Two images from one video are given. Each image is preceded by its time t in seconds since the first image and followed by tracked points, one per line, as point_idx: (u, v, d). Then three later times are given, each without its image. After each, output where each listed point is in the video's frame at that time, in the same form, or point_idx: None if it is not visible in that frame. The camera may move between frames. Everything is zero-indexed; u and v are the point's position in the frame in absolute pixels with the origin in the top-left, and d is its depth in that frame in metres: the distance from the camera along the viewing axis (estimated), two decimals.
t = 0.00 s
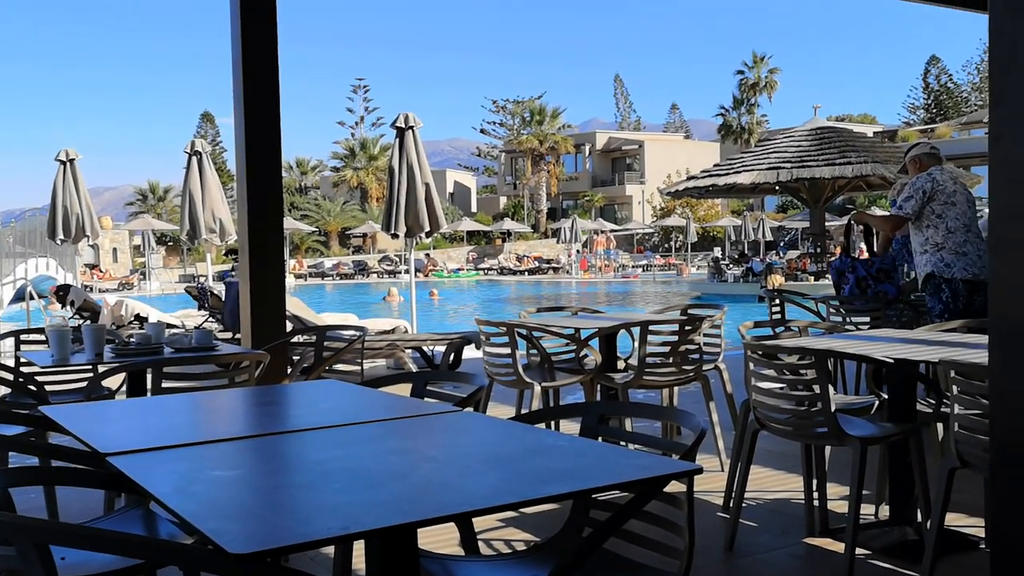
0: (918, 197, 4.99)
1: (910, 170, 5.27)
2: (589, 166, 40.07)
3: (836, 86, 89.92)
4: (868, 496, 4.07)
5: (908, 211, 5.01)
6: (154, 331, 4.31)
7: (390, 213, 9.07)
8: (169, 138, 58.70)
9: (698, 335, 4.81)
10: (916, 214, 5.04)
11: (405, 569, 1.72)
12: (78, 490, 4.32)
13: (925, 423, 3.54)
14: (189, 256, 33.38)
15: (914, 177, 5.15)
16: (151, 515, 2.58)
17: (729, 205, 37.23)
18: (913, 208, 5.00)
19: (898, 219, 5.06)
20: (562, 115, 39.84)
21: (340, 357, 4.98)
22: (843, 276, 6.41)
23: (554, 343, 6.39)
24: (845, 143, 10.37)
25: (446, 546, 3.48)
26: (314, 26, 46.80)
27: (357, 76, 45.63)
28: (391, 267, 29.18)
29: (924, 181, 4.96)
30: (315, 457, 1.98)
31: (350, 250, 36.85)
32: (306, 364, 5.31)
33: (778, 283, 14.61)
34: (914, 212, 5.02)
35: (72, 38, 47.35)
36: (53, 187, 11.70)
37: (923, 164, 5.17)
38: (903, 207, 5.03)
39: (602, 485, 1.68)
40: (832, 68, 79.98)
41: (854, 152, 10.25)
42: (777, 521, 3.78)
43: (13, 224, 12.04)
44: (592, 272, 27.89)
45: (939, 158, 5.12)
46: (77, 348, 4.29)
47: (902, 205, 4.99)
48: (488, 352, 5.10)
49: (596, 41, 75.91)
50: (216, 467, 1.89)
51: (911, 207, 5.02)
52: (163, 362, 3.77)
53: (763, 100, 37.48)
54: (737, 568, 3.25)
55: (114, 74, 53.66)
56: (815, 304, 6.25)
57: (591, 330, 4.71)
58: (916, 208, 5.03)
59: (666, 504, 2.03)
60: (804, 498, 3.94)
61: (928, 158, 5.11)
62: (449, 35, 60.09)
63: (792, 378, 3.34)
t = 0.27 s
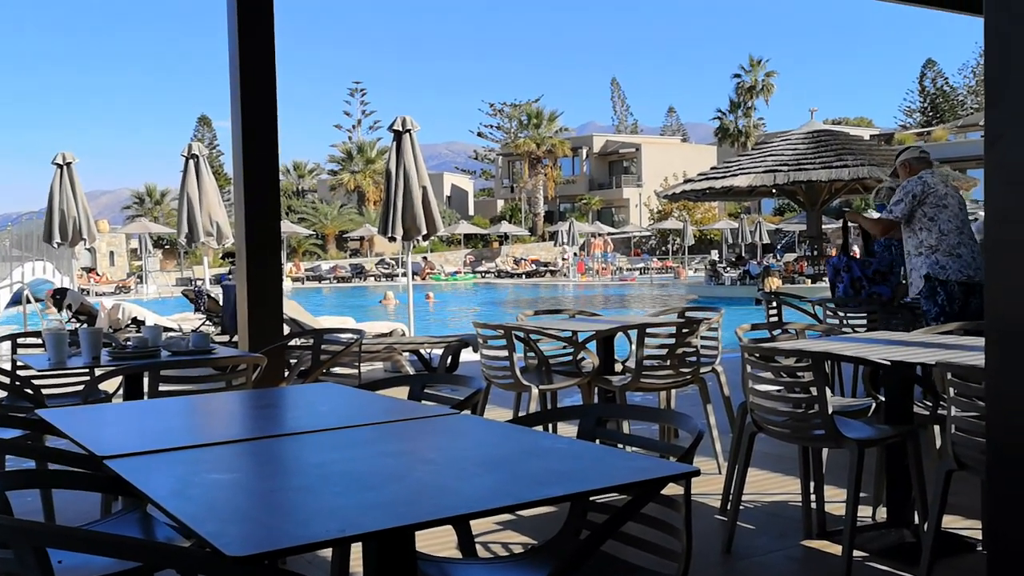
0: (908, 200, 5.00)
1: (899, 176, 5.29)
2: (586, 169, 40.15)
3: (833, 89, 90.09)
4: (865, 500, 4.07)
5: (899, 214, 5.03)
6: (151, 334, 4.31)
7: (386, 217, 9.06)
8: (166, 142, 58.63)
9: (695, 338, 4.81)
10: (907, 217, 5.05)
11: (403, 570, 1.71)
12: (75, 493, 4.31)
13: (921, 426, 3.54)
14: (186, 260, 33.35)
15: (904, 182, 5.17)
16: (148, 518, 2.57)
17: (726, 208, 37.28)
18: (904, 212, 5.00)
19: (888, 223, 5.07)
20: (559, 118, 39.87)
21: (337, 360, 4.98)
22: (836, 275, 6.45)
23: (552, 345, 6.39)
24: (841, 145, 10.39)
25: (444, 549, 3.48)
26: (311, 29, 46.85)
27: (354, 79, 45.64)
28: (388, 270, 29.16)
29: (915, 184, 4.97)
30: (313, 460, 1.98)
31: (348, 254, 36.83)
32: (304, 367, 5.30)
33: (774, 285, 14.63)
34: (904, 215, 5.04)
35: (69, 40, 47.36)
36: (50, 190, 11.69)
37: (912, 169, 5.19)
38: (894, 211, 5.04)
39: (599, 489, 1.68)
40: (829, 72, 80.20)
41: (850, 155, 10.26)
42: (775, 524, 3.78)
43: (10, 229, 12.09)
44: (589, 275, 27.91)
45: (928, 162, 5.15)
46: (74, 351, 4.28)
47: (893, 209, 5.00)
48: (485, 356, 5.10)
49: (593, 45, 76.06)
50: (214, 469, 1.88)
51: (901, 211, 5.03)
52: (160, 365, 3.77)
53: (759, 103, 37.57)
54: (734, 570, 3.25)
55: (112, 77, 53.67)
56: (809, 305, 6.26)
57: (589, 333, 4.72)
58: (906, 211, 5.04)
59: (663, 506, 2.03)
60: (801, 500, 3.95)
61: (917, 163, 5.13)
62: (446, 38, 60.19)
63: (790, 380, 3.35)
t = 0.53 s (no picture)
0: (899, 204, 5.01)
1: (890, 180, 5.30)
2: (582, 172, 40.19)
3: (828, 92, 90.37)
4: (860, 502, 4.08)
5: (892, 218, 5.03)
6: (147, 337, 4.31)
7: (382, 219, 9.04)
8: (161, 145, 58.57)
9: (691, 340, 4.82)
10: (898, 221, 5.06)
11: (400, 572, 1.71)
12: (70, 497, 4.30)
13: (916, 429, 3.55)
14: (182, 263, 33.30)
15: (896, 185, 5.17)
16: (144, 522, 2.57)
17: (722, 211, 37.33)
18: (895, 216, 5.01)
19: (881, 227, 5.08)
20: (555, 121, 39.91)
21: (334, 363, 4.98)
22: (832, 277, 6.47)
23: (548, 348, 6.39)
24: (836, 148, 10.39)
25: (440, 551, 3.48)
26: (307, 33, 46.88)
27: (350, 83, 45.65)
28: (384, 273, 29.15)
29: (906, 188, 4.97)
30: (310, 462, 1.98)
31: (344, 257, 36.82)
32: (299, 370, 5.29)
33: (770, 287, 14.68)
34: (896, 219, 5.04)
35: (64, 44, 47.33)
36: (45, 193, 11.68)
37: (904, 172, 5.20)
38: (885, 215, 5.05)
39: (595, 490, 1.68)
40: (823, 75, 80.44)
41: (846, 157, 10.27)
42: (771, 526, 3.79)
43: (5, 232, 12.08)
44: (585, 278, 27.93)
45: (920, 166, 5.15)
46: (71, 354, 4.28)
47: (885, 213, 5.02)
48: (481, 359, 5.10)
49: (590, 48, 76.18)
50: (210, 472, 1.88)
51: (892, 215, 5.04)
52: (156, 368, 3.76)
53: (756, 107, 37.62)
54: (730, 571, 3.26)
55: (107, 80, 53.63)
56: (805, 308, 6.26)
57: (585, 336, 4.72)
58: (898, 215, 5.05)
59: (659, 508, 2.03)
60: (797, 502, 3.95)
61: (909, 166, 5.14)
62: (442, 41, 60.27)
63: (786, 383, 3.37)
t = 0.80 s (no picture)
0: (892, 204, 5.02)
1: (883, 181, 5.31)
2: (578, 172, 40.18)
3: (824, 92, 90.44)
4: (857, 502, 4.08)
5: (885, 219, 5.04)
6: (143, 337, 4.29)
7: (379, 220, 9.04)
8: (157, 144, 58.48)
9: (688, 340, 4.82)
10: (892, 221, 5.07)
11: (396, 572, 1.72)
12: (66, 497, 4.29)
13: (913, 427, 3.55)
14: (178, 262, 33.27)
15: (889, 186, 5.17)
16: (140, 521, 2.56)
17: (718, 211, 37.34)
18: (888, 216, 5.03)
19: (876, 227, 5.10)
20: (552, 121, 39.89)
21: (330, 363, 4.98)
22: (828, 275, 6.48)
23: (545, 347, 6.39)
24: (832, 148, 10.39)
25: (437, 551, 3.47)
26: (303, 32, 46.83)
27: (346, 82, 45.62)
28: (381, 273, 29.14)
29: (899, 188, 4.98)
30: (305, 462, 1.98)
31: (340, 257, 36.80)
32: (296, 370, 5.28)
33: (766, 287, 14.69)
34: (890, 219, 5.05)
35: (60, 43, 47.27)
36: (40, 192, 11.62)
37: (896, 173, 5.20)
38: (880, 215, 5.06)
39: (591, 490, 1.68)
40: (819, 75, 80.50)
41: (842, 158, 10.29)
42: (768, 525, 3.79)
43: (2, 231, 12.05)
44: (582, 278, 27.94)
45: (912, 166, 5.15)
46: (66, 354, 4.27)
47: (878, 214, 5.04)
48: (478, 358, 5.09)
49: (586, 48, 76.16)
50: (206, 472, 1.88)
51: (886, 215, 5.06)
52: (153, 368, 3.76)
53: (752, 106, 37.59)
54: (727, 571, 3.27)
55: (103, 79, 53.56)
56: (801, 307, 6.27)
57: (582, 335, 4.72)
58: (892, 215, 5.06)
59: (656, 507, 2.03)
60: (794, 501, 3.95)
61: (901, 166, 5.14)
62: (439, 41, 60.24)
63: (782, 383, 3.36)
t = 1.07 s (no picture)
0: (887, 203, 5.02)
1: (878, 181, 5.31)
2: (576, 171, 40.13)
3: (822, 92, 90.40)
4: (853, 501, 4.09)
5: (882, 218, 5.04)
6: (141, 337, 4.29)
7: (376, 220, 9.02)
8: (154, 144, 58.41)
9: (685, 340, 4.81)
10: (888, 221, 5.06)
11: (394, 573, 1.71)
12: (63, 497, 4.28)
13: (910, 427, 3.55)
14: (175, 262, 33.24)
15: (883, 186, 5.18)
16: (138, 520, 2.56)
17: (715, 210, 37.31)
18: (884, 215, 5.03)
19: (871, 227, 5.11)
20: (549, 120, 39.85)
21: (327, 363, 4.97)
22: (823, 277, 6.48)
23: (543, 348, 6.39)
24: (830, 148, 10.40)
25: (435, 551, 3.47)
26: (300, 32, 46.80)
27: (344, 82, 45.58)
28: (378, 273, 29.11)
29: (894, 187, 4.99)
30: (303, 462, 1.97)
31: (337, 257, 36.75)
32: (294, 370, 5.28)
33: (764, 286, 14.69)
34: (886, 218, 5.05)
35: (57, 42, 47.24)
36: (37, 192, 11.60)
37: (891, 173, 5.21)
38: (875, 215, 5.07)
39: (589, 489, 1.68)
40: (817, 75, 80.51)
41: (839, 158, 10.29)
42: (765, 525, 3.79)
43: None
44: (580, 278, 27.92)
45: (907, 165, 5.16)
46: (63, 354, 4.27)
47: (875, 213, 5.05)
48: (476, 358, 5.10)
49: (583, 48, 76.15)
50: (204, 471, 1.87)
51: (881, 215, 5.06)
52: (149, 368, 3.75)
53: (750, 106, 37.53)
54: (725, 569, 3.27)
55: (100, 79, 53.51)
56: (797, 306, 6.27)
57: (580, 335, 4.71)
58: (887, 215, 5.06)
59: (654, 506, 2.03)
60: (791, 501, 3.96)
61: (896, 167, 5.15)
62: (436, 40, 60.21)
63: (780, 382, 3.37)
